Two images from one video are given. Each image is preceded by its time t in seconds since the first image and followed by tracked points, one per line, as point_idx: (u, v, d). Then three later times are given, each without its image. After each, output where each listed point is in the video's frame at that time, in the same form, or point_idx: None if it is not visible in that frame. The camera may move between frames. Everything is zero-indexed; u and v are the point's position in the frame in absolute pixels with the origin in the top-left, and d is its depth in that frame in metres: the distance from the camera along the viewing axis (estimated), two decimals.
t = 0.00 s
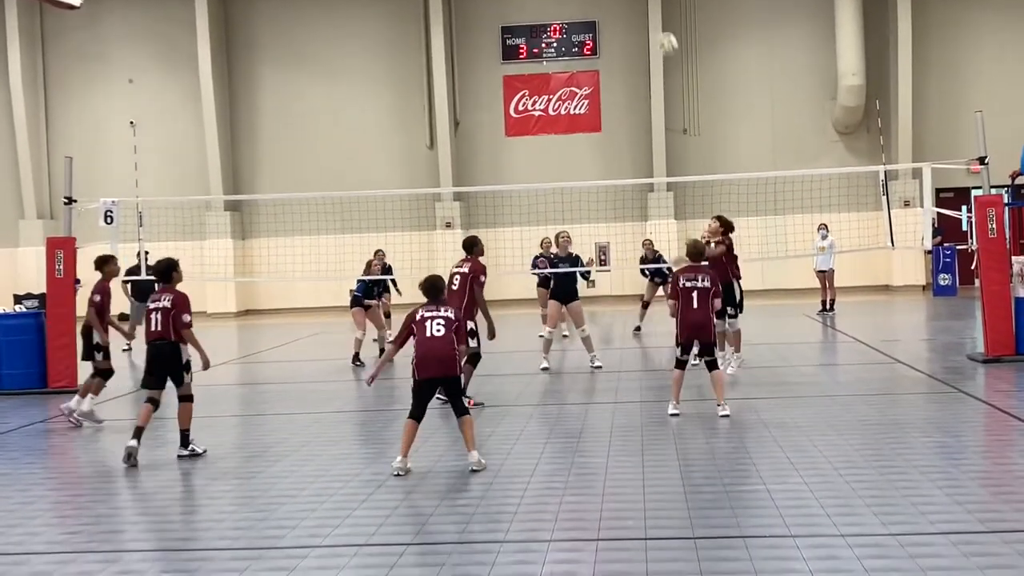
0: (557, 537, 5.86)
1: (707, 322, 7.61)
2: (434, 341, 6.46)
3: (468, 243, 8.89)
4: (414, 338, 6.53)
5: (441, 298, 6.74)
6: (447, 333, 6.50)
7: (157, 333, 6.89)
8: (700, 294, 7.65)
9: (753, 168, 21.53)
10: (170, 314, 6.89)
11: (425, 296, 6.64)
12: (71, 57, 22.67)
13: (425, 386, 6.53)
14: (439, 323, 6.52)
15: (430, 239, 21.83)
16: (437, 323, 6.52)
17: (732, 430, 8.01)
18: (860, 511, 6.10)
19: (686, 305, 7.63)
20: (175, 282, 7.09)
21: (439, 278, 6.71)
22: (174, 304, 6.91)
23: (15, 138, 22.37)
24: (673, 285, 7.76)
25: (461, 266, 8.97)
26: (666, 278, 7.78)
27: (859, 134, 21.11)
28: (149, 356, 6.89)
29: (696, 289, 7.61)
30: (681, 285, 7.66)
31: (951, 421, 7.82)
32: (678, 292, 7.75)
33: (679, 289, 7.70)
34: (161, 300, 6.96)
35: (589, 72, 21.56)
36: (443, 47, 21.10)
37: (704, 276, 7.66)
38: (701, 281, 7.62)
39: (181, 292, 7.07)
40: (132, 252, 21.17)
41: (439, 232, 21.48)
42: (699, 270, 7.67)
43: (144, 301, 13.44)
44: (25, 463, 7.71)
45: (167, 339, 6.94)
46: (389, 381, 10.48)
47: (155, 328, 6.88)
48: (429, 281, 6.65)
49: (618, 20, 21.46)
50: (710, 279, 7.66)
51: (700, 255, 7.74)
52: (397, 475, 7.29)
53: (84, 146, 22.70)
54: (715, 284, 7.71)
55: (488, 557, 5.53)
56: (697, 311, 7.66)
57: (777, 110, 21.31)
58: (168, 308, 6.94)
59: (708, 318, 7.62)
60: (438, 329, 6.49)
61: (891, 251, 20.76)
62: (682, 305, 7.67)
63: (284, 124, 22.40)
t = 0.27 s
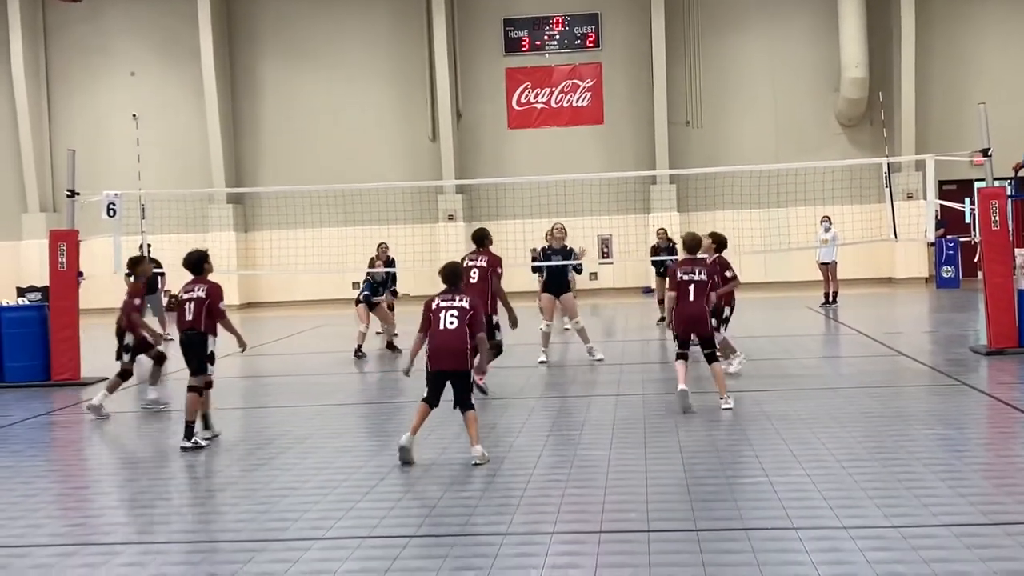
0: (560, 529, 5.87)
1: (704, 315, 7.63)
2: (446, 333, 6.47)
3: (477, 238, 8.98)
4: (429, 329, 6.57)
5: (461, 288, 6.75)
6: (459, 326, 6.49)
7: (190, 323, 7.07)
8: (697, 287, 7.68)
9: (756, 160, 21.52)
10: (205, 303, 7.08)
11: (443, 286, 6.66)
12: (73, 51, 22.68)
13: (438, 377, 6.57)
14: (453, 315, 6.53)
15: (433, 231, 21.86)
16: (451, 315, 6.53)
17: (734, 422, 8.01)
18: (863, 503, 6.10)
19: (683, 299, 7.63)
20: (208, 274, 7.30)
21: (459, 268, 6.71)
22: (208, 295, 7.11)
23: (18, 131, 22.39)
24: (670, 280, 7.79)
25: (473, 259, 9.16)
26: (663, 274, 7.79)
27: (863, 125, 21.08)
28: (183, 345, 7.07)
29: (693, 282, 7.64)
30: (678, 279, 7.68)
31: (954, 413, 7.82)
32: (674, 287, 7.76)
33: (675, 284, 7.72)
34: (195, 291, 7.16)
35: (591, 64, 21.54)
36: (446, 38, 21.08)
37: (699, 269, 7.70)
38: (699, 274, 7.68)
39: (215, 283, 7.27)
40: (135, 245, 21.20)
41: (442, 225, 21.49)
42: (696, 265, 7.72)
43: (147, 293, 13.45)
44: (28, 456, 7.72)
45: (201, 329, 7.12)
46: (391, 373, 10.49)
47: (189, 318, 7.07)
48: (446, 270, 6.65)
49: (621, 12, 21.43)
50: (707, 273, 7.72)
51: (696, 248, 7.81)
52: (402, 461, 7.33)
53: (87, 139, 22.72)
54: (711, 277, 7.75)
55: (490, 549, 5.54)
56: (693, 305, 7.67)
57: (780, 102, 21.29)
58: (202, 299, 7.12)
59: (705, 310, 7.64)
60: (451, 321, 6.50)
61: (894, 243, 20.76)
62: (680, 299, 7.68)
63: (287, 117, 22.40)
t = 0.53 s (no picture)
0: (562, 523, 5.87)
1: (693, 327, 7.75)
2: (449, 332, 6.47)
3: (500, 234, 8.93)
4: (434, 328, 6.59)
5: (472, 291, 6.79)
6: (463, 326, 6.49)
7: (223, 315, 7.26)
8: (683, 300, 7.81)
9: (759, 153, 21.51)
10: (237, 296, 7.26)
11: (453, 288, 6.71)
12: (75, 45, 22.66)
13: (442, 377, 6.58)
14: (459, 315, 6.55)
15: (435, 225, 21.85)
16: (457, 315, 6.55)
17: (737, 416, 8.01)
18: (866, 497, 6.09)
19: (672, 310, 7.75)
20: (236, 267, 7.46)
21: (470, 270, 6.74)
22: (239, 287, 7.28)
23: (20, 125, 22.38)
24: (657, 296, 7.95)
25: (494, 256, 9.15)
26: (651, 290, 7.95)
27: (865, 119, 21.04)
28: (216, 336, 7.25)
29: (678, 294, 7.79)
30: (665, 292, 7.85)
31: (956, 406, 7.81)
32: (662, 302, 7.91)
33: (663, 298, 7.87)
34: (227, 283, 7.34)
35: (593, 58, 21.52)
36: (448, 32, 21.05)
37: (685, 283, 7.86)
38: (684, 287, 7.87)
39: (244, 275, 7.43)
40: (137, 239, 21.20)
41: (443, 219, 21.49)
42: (682, 279, 7.91)
43: (149, 288, 13.44)
44: (31, 450, 7.72)
45: (234, 320, 7.31)
46: (394, 367, 10.50)
47: (222, 309, 7.25)
48: (457, 272, 6.70)
49: (623, 5, 21.39)
50: (693, 286, 7.91)
51: (682, 265, 7.96)
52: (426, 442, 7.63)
53: (89, 133, 22.71)
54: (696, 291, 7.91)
55: (492, 543, 5.54)
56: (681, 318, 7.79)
57: (782, 95, 21.26)
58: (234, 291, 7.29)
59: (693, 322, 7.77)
60: (456, 321, 6.52)
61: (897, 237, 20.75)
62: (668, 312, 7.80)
63: (289, 111, 22.39)
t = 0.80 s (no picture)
0: (560, 518, 5.87)
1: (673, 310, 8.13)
2: (441, 331, 6.49)
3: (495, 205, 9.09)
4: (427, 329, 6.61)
5: (462, 295, 6.81)
6: (455, 325, 6.51)
7: (251, 307, 7.54)
8: (668, 287, 8.22)
9: (758, 149, 21.52)
10: (263, 289, 7.52)
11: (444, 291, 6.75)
12: (75, 39, 22.65)
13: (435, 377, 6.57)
14: (451, 315, 6.57)
15: (434, 219, 21.85)
16: (449, 315, 6.57)
17: (735, 411, 8.01)
18: (864, 493, 6.10)
19: (654, 294, 8.15)
20: (266, 258, 7.71)
21: (461, 275, 6.79)
22: (266, 280, 7.53)
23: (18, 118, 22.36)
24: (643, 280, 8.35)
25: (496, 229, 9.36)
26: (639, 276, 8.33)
27: (865, 115, 21.04)
28: (244, 326, 7.56)
29: (666, 281, 8.19)
30: (651, 278, 8.24)
31: (954, 402, 7.83)
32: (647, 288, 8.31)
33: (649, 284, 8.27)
34: (254, 275, 7.59)
35: (593, 53, 21.51)
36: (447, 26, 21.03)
37: (672, 273, 8.29)
38: (670, 275, 8.27)
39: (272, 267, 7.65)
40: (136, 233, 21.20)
41: (443, 213, 21.49)
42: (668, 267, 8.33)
43: (148, 282, 13.45)
44: (30, 442, 7.72)
45: (261, 312, 7.61)
46: (392, 361, 10.50)
47: (249, 302, 7.53)
48: (449, 275, 6.74)
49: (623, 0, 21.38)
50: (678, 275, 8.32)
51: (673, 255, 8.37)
52: (435, 435, 7.78)
53: (88, 126, 22.70)
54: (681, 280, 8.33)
55: (490, 537, 5.55)
56: (664, 301, 8.19)
57: (782, 90, 21.26)
58: (261, 284, 7.56)
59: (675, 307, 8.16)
60: (448, 320, 6.53)
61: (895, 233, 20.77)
62: (652, 295, 8.20)
63: (288, 105, 22.38)
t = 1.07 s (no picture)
0: (552, 514, 5.88)
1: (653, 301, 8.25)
2: (437, 313, 6.52)
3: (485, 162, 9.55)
4: (421, 312, 6.62)
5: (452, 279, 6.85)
6: (450, 306, 6.56)
7: (279, 296, 7.88)
8: (648, 278, 8.34)
9: (754, 146, 21.54)
10: (289, 279, 7.86)
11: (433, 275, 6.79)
12: (71, 30, 22.60)
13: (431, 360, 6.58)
14: (444, 297, 6.61)
15: (429, 215, 21.86)
16: (442, 297, 6.61)
17: (728, 409, 8.02)
18: (856, 491, 6.11)
19: (637, 286, 8.27)
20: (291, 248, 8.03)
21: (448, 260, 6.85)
22: (293, 270, 7.86)
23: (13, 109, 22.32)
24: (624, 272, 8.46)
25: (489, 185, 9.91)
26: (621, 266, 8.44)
27: (861, 115, 21.07)
28: (272, 314, 7.90)
29: (645, 272, 8.33)
30: (633, 269, 8.36)
31: (946, 402, 7.85)
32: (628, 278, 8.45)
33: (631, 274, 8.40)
34: (281, 266, 7.92)
35: (590, 49, 21.49)
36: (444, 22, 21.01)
37: (653, 263, 8.42)
38: (650, 266, 8.42)
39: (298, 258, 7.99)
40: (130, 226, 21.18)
41: (438, 209, 21.51)
42: (649, 258, 8.49)
43: (141, 274, 13.44)
44: (22, 434, 7.71)
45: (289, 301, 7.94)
46: (386, 356, 10.50)
47: (277, 291, 7.87)
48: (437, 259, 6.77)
49: None
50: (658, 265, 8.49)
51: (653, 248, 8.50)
52: (428, 431, 7.78)
53: (83, 118, 22.67)
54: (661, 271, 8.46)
55: (482, 533, 5.55)
56: (645, 292, 8.30)
57: (777, 88, 21.27)
58: (288, 274, 7.89)
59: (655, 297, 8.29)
60: (443, 302, 6.57)
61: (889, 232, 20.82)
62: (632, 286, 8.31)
63: (284, 99, 22.36)
